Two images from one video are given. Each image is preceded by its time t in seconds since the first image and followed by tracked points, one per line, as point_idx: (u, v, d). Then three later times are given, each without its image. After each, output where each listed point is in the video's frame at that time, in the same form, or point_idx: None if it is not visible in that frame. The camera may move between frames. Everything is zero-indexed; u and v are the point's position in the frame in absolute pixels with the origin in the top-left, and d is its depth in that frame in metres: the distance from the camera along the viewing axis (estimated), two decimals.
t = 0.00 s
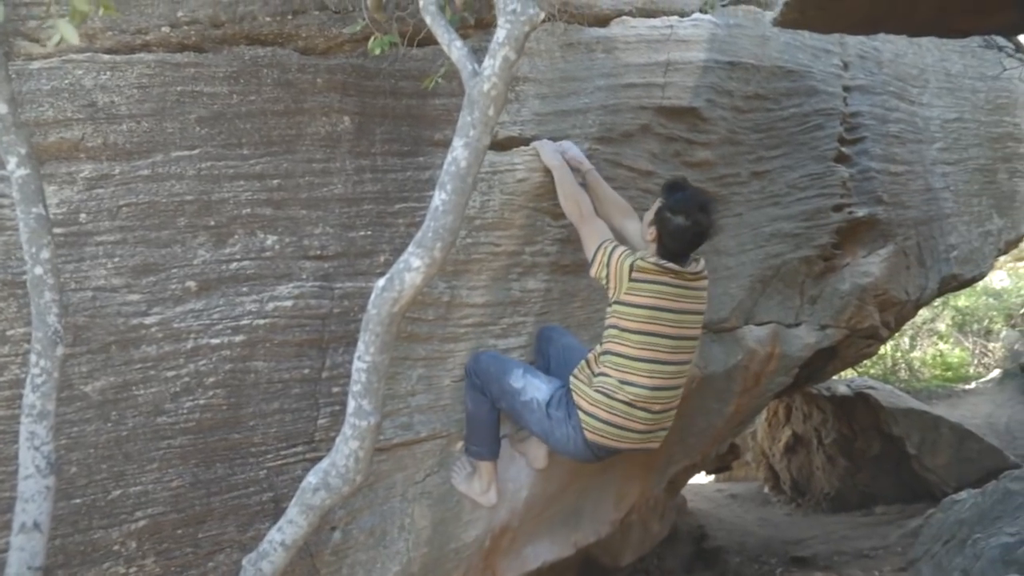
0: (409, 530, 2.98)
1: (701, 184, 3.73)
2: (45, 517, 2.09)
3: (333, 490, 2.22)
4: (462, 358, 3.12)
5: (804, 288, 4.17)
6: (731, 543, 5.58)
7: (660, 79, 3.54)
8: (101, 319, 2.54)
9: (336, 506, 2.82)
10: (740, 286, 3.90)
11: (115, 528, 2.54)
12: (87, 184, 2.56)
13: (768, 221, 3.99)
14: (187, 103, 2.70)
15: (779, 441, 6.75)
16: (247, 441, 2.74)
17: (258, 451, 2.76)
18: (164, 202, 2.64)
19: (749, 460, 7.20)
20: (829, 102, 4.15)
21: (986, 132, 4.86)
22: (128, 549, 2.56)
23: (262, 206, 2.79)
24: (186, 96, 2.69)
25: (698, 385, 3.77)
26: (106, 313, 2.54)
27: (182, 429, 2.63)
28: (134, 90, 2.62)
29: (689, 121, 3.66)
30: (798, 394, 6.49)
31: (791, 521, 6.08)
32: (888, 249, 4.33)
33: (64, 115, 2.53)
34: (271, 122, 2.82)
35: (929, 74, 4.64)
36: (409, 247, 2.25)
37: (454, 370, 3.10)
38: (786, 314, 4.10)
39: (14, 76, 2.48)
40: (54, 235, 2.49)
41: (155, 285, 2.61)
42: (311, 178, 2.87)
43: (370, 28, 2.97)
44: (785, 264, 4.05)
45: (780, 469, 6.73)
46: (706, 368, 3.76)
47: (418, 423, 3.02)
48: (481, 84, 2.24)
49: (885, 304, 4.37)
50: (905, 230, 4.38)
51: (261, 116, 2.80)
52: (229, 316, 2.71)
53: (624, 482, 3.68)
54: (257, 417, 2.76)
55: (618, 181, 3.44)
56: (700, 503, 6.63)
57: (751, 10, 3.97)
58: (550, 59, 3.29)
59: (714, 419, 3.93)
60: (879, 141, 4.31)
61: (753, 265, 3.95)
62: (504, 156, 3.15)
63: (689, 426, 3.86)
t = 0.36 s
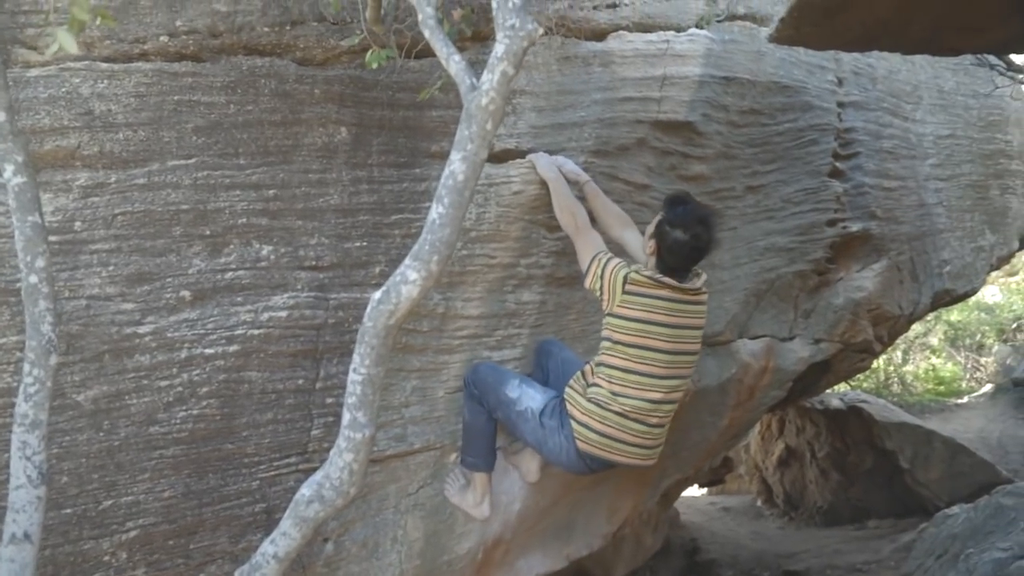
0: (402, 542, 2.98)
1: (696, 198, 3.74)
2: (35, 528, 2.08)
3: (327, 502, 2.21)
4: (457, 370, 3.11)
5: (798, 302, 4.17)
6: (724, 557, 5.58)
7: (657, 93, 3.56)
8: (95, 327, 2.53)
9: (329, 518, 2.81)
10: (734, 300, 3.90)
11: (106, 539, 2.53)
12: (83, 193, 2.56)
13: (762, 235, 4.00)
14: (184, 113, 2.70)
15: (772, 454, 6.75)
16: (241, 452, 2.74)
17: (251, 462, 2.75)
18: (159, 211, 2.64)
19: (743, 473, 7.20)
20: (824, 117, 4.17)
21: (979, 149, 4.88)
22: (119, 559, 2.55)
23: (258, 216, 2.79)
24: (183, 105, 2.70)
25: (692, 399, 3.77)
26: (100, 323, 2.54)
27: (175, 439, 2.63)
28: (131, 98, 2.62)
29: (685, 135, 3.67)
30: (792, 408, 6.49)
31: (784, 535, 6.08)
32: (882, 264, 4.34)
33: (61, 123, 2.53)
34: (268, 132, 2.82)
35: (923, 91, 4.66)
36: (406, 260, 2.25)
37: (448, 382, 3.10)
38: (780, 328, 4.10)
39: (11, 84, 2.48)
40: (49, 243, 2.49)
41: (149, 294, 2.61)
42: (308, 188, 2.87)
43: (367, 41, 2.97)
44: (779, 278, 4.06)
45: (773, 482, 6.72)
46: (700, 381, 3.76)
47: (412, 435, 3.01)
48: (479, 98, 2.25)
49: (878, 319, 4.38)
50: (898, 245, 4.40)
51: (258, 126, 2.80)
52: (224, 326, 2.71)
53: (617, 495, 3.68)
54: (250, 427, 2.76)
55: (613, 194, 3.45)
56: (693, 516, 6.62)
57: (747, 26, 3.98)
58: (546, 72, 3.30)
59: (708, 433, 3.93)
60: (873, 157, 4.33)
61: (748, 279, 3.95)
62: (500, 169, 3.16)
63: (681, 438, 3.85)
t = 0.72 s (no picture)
0: (392, 548, 2.97)
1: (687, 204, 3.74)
2: (20, 535, 2.06)
3: (316, 509, 2.20)
4: (447, 376, 3.11)
5: (787, 308, 4.18)
6: (715, 562, 5.57)
7: (647, 99, 3.56)
8: (82, 333, 2.52)
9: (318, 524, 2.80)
10: (724, 306, 3.90)
11: (93, 546, 2.51)
12: (70, 197, 2.55)
13: (752, 241, 4.00)
14: (173, 117, 2.69)
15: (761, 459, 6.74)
16: (229, 457, 2.72)
17: (240, 468, 2.74)
18: (148, 216, 2.63)
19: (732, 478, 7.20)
20: (813, 124, 4.18)
21: (966, 156, 4.91)
22: (106, 566, 2.53)
23: (248, 221, 2.78)
24: (172, 109, 2.69)
25: (683, 404, 3.76)
26: (87, 328, 2.53)
27: (163, 445, 2.61)
28: (119, 102, 2.62)
29: (675, 142, 3.68)
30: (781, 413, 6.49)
31: (774, 540, 6.08)
32: (870, 270, 4.35)
33: (48, 127, 2.51)
34: (257, 137, 2.81)
35: (911, 99, 4.68)
36: (396, 265, 2.25)
37: (438, 388, 3.09)
38: (770, 333, 4.10)
39: None
40: (35, 248, 2.47)
41: (137, 299, 2.60)
42: (297, 194, 2.86)
43: (359, 45, 2.98)
44: (769, 284, 4.06)
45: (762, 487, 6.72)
46: (690, 387, 3.75)
47: (402, 440, 3.00)
48: (470, 103, 2.25)
49: (867, 324, 4.39)
50: (887, 251, 4.41)
51: (248, 131, 2.79)
52: (213, 331, 2.69)
53: (607, 501, 3.67)
54: (239, 433, 2.74)
55: (603, 200, 3.44)
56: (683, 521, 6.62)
57: (738, 32, 3.99)
58: (537, 77, 3.30)
59: (698, 438, 3.92)
60: (861, 164, 4.34)
61: (737, 284, 3.95)
62: (490, 174, 3.16)
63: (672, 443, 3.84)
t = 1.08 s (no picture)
0: (377, 551, 2.95)
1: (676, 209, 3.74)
2: None
3: (299, 513, 2.21)
4: (434, 379, 3.10)
5: (774, 313, 4.17)
6: (700, 567, 5.58)
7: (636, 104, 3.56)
8: (65, 332, 2.50)
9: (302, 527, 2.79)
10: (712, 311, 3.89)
11: (72, 548, 2.49)
12: (55, 195, 2.53)
13: (741, 247, 3.99)
14: (161, 115, 2.68)
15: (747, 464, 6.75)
16: (213, 459, 2.71)
17: (224, 470, 2.72)
18: (134, 215, 2.61)
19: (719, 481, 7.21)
20: (801, 131, 4.19)
21: (951, 165, 4.94)
22: (85, 569, 2.51)
23: (236, 221, 2.76)
24: (160, 107, 2.68)
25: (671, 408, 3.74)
26: (71, 327, 2.51)
27: (146, 447, 2.60)
28: (107, 100, 2.60)
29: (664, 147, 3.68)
30: (768, 417, 6.49)
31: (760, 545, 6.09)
32: (856, 277, 4.37)
33: (34, 123, 2.49)
34: (246, 137, 2.80)
35: (897, 107, 4.70)
36: (382, 269, 2.24)
37: (425, 391, 3.08)
38: (757, 338, 4.10)
39: None
40: (19, 246, 2.45)
41: (122, 299, 2.58)
42: (286, 195, 2.85)
43: (351, 46, 2.96)
44: (757, 290, 4.05)
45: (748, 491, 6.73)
46: (678, 391, 3.72)
47: (388, 443, 2.99)
48: (459, 108, 2.24)
49: (853, 330, 4.40)
50: (873, 258, 4.43)
51: (236, 131, 2.78)
52: (199, 332, 2.68)
53: (594, 506, 3.68)
54: (223, 435, 2.73)
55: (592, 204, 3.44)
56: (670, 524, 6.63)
57: (728, 39, 4.00)
58: (528, 81, 3.31)
59: (684, 444, 3.92)
60: (849, 171, 4.35)
61: (725, 289, 3.94)
62: (480, 177, 3.16)
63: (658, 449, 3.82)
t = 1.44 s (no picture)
0: None
1: (651, 233, 3.75)
2: None
3: (267, 541, 2.21)
4: (408, 402, 3.08)
5: (748, 337, 4.18)
6: None
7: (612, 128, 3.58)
8: (31, 352, 2.47)
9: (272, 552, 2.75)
10: (687, 334, 3.89)
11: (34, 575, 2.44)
12: (25, 213, 2.50)
13: (715, 271, 4.00)
14: (137, 133, 2.67)
15: (722, 486, 6.72)
16: (182, 483, 2.67)
17: (193, 494, 2.68)
18: (106, 234, 2.59)
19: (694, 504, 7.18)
20: (776, 158, 4.22)
21: (922, 192, 4.99)
22: None
23: (209, 242, 2.74)
24: (136, 126, 2.67)
25: (646, 431, 3.73)
26: (38, 347, 2.48)
27: (113, 470, 2.56)
28: (82, 117, 2.60)
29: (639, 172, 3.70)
30: (743, 440, 6.47)
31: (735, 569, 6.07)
32: (829, 301, 4.39)
33: (7, 140, 2.48)
34: (222, 157, 2.79)
35: (870, 135, 4.75)
36: (355, 295, 2.28)
37: (399, 414, 3.06)
38: (731, 362, 4.10)
39: None
40: None
41: (91, 319, 2.56)
42: (261, 216, 2.84)
43: (328, 70, 2.96)
44: (731, 313, 4.06)
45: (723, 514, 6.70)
46: (653, 414, 3.71)
47: (361, 466, 2.97)
48: (434, 137, 2.32)
49: (826, 354, 4.42)
50: (845, 283, 4.46)
51: (212, 151, 2.77)
52: (169, 354, 2.65)
53: (568, 529, 3.65)
54: (193, 459, 2.69)
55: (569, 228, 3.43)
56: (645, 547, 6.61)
57: (705, 67, 4.04)
58: (506, 106, 3.33)
59: (659, 467, 3.91)
60: (822, 197, 4.39)
61: (700, 313, 3.95)
62: (457, 201, 3.16)
63: (634, 472, 3.80)
